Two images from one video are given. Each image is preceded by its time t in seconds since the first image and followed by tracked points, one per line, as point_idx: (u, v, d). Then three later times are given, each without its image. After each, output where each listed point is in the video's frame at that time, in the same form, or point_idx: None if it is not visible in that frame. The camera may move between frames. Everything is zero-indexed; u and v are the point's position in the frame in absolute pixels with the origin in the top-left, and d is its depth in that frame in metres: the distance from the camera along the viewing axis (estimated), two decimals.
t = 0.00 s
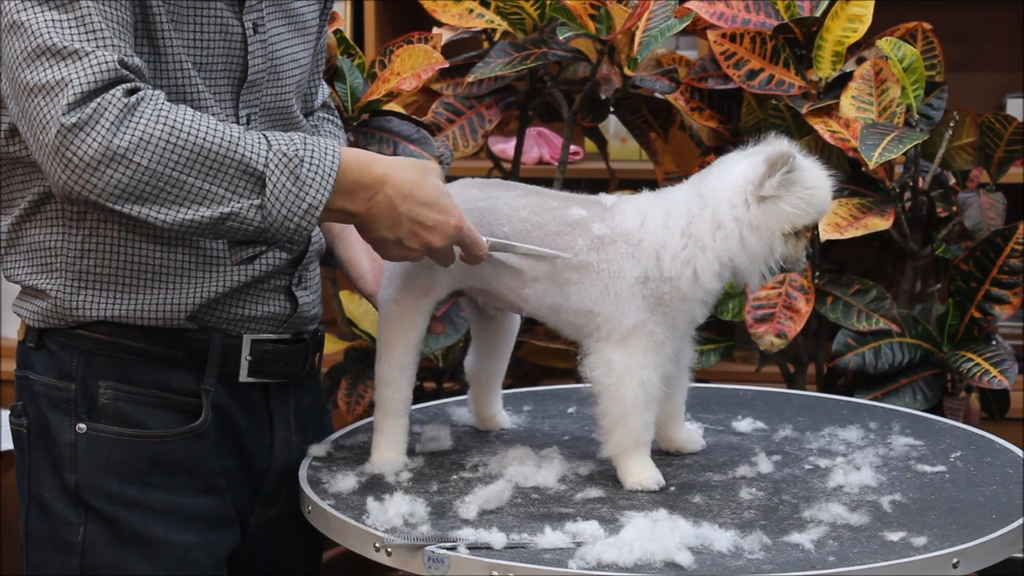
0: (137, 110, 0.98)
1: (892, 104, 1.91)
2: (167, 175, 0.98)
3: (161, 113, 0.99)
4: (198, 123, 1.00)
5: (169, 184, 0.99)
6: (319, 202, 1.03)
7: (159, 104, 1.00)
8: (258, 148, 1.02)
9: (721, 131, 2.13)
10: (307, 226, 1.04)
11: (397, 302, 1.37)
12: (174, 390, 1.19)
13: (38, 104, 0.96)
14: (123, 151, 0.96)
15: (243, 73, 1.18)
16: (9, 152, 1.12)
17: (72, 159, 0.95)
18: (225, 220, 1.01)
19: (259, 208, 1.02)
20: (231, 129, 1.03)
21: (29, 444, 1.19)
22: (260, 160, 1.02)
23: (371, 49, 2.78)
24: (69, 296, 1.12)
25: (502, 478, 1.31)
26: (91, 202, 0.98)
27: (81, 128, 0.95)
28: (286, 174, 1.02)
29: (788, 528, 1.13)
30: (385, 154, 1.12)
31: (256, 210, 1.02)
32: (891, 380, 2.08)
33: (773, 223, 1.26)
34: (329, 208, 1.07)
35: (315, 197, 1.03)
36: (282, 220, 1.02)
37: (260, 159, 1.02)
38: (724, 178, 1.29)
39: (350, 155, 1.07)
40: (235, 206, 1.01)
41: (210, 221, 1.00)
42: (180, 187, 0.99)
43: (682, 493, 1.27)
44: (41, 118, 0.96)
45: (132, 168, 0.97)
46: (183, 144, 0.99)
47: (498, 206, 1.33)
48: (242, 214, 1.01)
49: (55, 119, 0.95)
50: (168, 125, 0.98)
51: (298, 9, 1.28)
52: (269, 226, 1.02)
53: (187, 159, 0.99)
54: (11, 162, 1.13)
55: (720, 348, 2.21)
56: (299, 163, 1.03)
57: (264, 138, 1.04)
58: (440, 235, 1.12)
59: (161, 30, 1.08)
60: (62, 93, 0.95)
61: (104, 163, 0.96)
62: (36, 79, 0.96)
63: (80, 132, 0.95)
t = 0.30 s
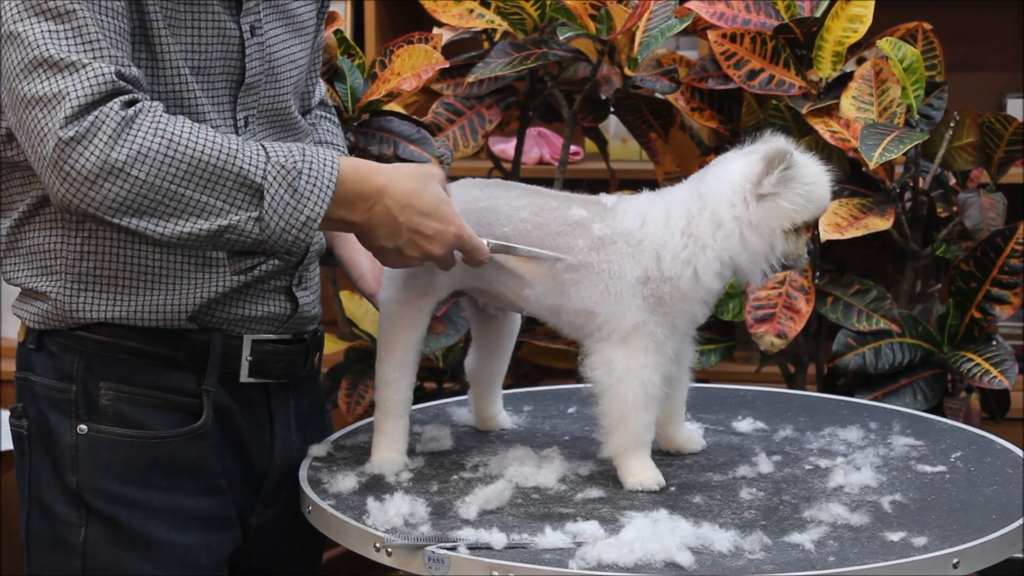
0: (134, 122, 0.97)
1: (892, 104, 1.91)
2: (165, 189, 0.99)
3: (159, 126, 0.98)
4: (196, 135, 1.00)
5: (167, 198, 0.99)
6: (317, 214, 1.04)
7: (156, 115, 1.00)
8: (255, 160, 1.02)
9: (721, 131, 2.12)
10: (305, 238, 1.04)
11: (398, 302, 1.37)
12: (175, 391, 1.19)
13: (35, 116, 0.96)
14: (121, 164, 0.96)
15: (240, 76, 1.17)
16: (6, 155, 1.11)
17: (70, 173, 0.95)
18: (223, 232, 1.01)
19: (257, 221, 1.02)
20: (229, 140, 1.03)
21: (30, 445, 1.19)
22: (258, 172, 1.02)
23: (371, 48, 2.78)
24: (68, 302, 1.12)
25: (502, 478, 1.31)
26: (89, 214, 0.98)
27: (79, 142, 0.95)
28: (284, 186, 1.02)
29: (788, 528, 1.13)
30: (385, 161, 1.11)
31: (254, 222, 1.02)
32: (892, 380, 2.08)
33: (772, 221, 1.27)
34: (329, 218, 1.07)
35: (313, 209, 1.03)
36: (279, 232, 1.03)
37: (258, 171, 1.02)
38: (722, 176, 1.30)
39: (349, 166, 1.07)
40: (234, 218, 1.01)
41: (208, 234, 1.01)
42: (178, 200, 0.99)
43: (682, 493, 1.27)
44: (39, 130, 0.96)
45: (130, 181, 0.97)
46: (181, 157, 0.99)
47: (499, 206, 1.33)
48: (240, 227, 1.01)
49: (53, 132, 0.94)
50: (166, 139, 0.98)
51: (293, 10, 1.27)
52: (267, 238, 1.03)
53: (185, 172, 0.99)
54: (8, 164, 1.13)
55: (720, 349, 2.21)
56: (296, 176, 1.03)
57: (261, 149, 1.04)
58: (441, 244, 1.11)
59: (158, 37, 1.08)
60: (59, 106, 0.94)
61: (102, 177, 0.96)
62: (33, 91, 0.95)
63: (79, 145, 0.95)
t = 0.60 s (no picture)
0: (119, 146, 0.92)
1: (892, 104, 1.91)
2: (151, 213, 0.94)
3: (145, 150, 0.93)
4: (183, 157, 0.95)
5: (153, 222, 0.94)
6: (303, 234, 1.00)
7: (142, 136, 0.95)
8: (240, 181, 0.98)
9: (721, 131, 2.13)
10: (292, 258, 1.01)
11: (398, 303, 1.37)
12: (177, 392, 1.16)
13: (18, 138, 0.90)
14: (105, 191, 0.91)
15: (236, 81, 1.14)
16: None
17: (53, 200, 0.90)
18: (210, 254, 0.97)
19: (243, 242, 0.98)
20: (214, 158, 0.99)
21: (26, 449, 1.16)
22: (243, 194, 0.98)
23: (372, 48, 2.78)
24: (66, 307, 1.09)
25: (502, 478, 1.31)
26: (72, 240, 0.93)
27: (63, 169, 0.89)
28: (269, 207, 0.99)
29: (788, 528, 1.13)
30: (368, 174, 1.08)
31: (240, 243, 0.98)
32: (892, 380, 2.08)
33: (777, 220, 1.27)
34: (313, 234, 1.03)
35: (299, 229, 1.00)
36: (266, 252, 0.99)
37: (243, 193, 0.98)
38: (724, 177, 1.30)
39: (332, 180, 1.04)
40: (218, 240, 0.97)
41: (192, 257, 0.97)
42: (163, 224, 0.95)
43: (682, 493, 1.27)
44: (21, 153, 0.91)
45: (114, 208, 0.92)
46: (166, 180, 0.94)
47: (500, 206, 1.33)
48: (224, 249, 0.97)
49: (35, 157, 0.89)
50: (150, 162, 0.93)
51: (289, 10, 1.24)
52: (254, 259, 0.99)
53: (169, 195, 0.94)
54: None
55: (720, 349, 2.21)
56: (281, 195, 0.99)
57: (246, 168, 1.00)
58: (425, 255, 1.07)
59: (155, 48, 1.03)
60: (43, 130, 0.89)
61: (85, 204, 0.91)
62: (15, 112, 0.90)
63: (63, 172, 0.90)
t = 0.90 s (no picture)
0: (119, 178, 0.92)
1: (892, 104, 1.91)
2: (154, 241, 0.95)
3: (143, 179, 0.93)
4: (181, 182, 0.96)
5: (156, 249, 0.95)
6: (306, 247, 1.01)
7: (140, 163, 0.95)
8: (239, 200, 0.99)
9: (721, 131, 2.13)
10: (294, 271, 1.02)
11: (398, 303, 1.37)
12: (164, 408, 1.13)
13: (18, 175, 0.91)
14: (108, 225, 0.91)
15: (227, 93, 1.12)
16: None
17: (56, 237, 0.91)
18: (214, 274, 0.99)
19: (246, 259, 1.00)
20: (211, 177, 0.99)
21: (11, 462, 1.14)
22: (243, 213, 0.99)
23: (372, 48, 2.78)
24: (55, 325, 1.05)
25: (502, 478, 1.31)
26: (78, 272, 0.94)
27: (65, 205, 0.90)
28: (270, 224, 0.99)
29: (788, 528, 1.13)
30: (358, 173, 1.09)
31: (242, 261, 1.00)
32: (891, 380, 2.08)
33: (779, 219, 1.27)
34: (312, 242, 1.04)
35: (301, 242, 1.01)
36: (268, 268, 1.01)
37: (244, 211, 0.98)
38: (725, 177, 1.29)
39: (326, 184, 1.04)
40: (222, 260, 0.99)
41: (197, 278, 0.98)
42: (166, 250, 0.96)
43: (682, 493, 1.27)
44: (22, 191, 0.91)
45: (118, 241, 0.92)
46: (167, 208, 0.94)
47: (500, 206, 1.33)
48: (228, 268, 0.99)
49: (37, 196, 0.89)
50: (150, 192, 0.93)
51: (274, 17, 1.22)
52: (257, 274, 1.01)
53: (171, 223, 0.95)
54: None
55: (720, 349, 2.21)
56: (281, 210, 1.00)
57: (242, 183, 1.00)
58: (424, 249, 1.09)
59: (146, 67, 1.01)
60: (43, 168, 0.89)
61: (89, 239, 0.91)
62: (14, 149, 0.90)
63: (64, 210, 0.90)
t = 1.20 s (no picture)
0: (125, 200, 0.92)
1: (892, 104, 1.92)
2: (161, 261, 0.95)
3: (149, 199, 0.93)
4: (186, 201, 0.95)
5: (163, 269, 0.95)
6: (313, 263, 1.01)
7: (146, 182, 0.94)
8: (246, 217, 0.98)
9: (721, 130, 2.12)
10: (302, 287, 1.02)
11: (398, 304, 1.37)
12: (154, 415, 1.07)
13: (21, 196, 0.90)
14: (116, 247, 0.91)
15: (217, 100, 1.10)
16: None
17: (63, 259, 0.90)
18: (221, 292, 0.99)
19: (253, 277, 1.00)
20: (216, 195, 0.99)
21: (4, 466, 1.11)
22: (250, 230, 0.98)
23: (372, 48, 2.78)
24: (46, 334, 1.00)
25: (502, 478, 1.31)
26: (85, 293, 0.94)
27: (71, 227, 0.90)
28: (277, 241, 0.99)
29: (787, 527, 1.13)
30: (365, 185, 1.09)
31: (250, 279, 0.99)
32: (891, 379, 2.08)
33: (779, 219, 1.27)
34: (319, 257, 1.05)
35: (308, 259, 1.01)
36: (276, 284, 1.01)
37: (250, 229, 0.98)
38: (725, 176, 1.29)
39: (335, 198, 1.04)
40: (229, 278, 0.99)
41: (205, 297, 0.98)
42: (173, 269, 0.96)
43: (682, 493, 1.26)
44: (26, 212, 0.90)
45: (125, 261, 0.92)
46: (174, 228, 0.94)
47: (500, 206, 1.33)
48: (236, 286, 0.99)
49: (42, 218, 0.89)
50: (156, 212, 0.93)
51: (263, 18, 1.19)
52: (264, 291, 1.01)
53: (178, 243, 0.95)
54: None
55: (720, 349, 2.21)
56: (287, 228, 0.99)
57: (249, 201, 1.00)
58: (430, 260, 1.11)
59: (138, 80, 0.99)
60: (48, 189, 0.89)
61: (96, 262, 0.91)
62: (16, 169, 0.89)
63: (70, 231, 0.90)
